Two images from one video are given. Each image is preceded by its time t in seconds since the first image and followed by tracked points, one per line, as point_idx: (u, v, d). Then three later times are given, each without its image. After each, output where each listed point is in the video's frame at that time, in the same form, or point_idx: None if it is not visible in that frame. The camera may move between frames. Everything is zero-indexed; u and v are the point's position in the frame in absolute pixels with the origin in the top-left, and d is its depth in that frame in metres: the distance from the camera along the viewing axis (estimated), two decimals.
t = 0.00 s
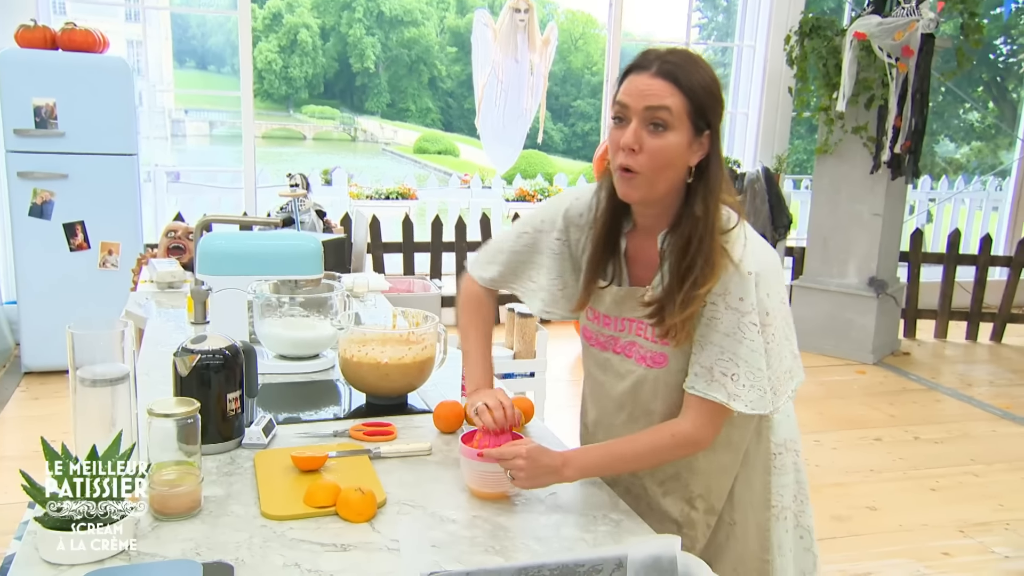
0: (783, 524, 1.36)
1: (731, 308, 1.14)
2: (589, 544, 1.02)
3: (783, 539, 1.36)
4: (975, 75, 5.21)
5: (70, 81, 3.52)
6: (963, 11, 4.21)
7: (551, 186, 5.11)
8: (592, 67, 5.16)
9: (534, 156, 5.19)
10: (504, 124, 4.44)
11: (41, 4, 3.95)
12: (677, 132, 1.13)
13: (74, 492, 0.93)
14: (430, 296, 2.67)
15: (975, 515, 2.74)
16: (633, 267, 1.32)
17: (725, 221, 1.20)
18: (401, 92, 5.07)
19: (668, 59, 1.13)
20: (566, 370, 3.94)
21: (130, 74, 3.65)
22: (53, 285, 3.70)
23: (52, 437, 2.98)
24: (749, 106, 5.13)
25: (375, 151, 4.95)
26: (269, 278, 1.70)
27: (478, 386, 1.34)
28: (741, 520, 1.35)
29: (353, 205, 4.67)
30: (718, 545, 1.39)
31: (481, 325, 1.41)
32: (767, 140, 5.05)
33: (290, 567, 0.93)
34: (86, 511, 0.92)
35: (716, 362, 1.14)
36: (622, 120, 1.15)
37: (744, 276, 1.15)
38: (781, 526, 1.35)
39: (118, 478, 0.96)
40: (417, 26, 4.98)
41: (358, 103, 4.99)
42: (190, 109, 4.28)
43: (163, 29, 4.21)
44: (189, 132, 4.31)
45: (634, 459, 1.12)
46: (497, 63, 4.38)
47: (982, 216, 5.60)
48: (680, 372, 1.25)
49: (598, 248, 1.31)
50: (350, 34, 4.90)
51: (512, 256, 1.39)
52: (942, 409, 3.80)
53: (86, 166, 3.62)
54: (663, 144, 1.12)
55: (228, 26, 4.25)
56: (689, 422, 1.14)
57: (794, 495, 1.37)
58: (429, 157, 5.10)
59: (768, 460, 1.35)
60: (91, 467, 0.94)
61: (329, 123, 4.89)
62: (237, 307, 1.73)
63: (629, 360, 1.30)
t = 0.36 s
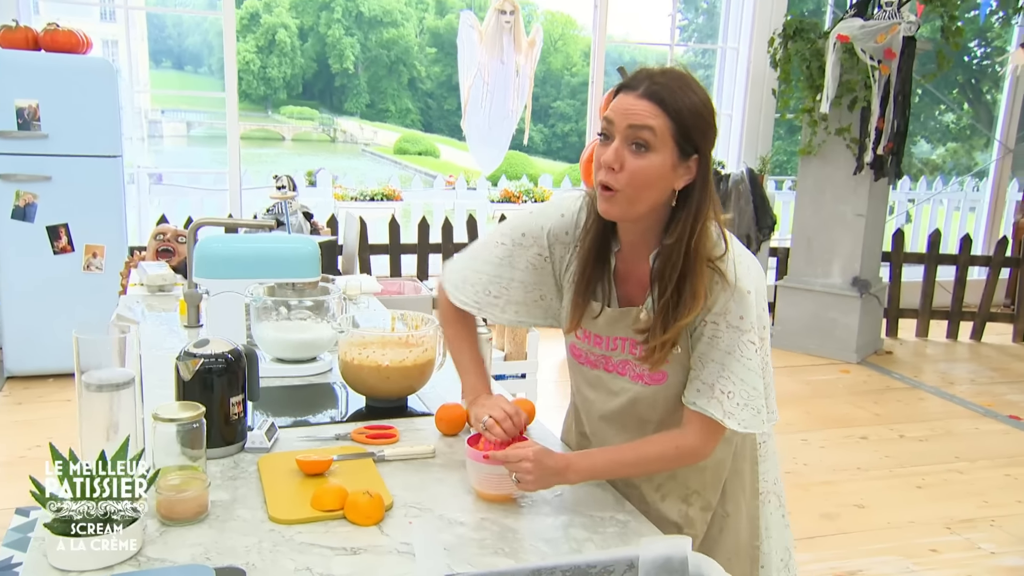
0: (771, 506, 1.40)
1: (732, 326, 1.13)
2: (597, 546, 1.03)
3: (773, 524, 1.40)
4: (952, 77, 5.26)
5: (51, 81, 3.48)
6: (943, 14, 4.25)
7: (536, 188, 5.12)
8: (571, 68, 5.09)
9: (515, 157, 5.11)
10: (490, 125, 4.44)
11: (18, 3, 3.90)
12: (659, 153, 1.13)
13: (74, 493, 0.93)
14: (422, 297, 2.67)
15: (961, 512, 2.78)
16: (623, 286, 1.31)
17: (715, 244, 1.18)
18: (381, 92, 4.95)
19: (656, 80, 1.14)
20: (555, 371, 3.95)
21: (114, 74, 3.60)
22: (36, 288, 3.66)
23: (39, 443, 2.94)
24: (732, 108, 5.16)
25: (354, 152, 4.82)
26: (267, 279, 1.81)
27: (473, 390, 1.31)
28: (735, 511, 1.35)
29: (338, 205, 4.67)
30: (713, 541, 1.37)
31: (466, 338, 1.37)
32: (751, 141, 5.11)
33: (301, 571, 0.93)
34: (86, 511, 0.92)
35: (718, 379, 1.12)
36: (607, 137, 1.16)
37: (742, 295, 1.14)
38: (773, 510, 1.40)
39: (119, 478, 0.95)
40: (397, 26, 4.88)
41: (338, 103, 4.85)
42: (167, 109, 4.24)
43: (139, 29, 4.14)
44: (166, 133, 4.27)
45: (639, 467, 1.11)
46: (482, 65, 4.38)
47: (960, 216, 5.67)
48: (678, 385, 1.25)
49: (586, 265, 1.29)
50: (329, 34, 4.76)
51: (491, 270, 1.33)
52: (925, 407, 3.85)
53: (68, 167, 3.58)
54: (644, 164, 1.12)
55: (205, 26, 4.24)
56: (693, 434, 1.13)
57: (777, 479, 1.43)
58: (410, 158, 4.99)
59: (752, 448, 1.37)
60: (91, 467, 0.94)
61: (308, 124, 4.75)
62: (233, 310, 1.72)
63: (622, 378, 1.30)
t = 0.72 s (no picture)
0: (761, 521, 1.41)
1: (753, 332, 1.16)
2: (613, 547, 1.05)
3: (761, 539, 1.41)
4: (936, 84, 5.39)
5: (43, 81, 3.45)
6: (933, 21, 4.27)
7: (527, 191, 5.04)
8: (558, 71, 4.99)
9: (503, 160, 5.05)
10: (484, 128, 4.45)
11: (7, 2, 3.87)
12: (669, 156, 1.16)
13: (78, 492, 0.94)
14: (420, 300, 2.67)
15: (954, 514, 2.81)
16: (643, 280, 1.34)
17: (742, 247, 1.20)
18: (368, 94, 4.71)
19: (669, 84, 1.16)
20: (550, 373, 3.96)
21: (109, 75, 3.59)
22: (28, 289, 3.63)
23: (31, 445, 2.91)
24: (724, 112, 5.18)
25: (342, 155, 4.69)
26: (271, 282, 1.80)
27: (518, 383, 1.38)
28: (730, 524, 1.35)
29: (330, 208, 4.61)
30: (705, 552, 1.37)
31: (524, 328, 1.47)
32: (742, 147, 5.15)
33: (322, 572, 0.95)
34: (85, 511, 0.93)
35: (737, 386, 1.16)
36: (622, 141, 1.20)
37: (764, 300, 1.16)
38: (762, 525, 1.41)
39: (119, 478, 0.95)
40: (384, 28, 4.64)
41: (324, 104, 4.63)
42: (151, 110, 4.23)
43: (128, 30, 4.15)
44: (150, 134, 4.25)
45: (655, 468, 1.17)
46: (477, 68, 4.39)
47: (946, 221, 5.71)
48: (687, 386, 1.27)
49: (612, 255, 1.33)
50: (316, 35, 4.53)
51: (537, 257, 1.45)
52: (915, 410, 3.89)
53: (59, 168, 3.55)
54: (653, 167, 1.16)
55: (191, 26, 4.20)
56: (709, 437, 1.18)
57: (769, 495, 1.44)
58: (397, 160, 4.81)
59: (752, 460, 1.38)
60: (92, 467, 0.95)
61: (294, 125, 4.58)
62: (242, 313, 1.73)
63: (632, 371, 1.32)
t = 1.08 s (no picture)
0: (772, 496, 1.43)
1: (748, 339, 1.17)
2: (617, 538, 1.06)
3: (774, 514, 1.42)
4: (923, 77, 5.39)
5: (31, 84, 3.43)
6: (920, 13, 4.28)
7: (519, 188, 5.09)
8: (546, 69, 4.94)
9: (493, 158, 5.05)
10: (474, 126, 4.44)
11: None
12: (651, 179, 1.15)
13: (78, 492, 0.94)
14: (415, 297, 2.67)
15: (949, 502, 2.83)
16: (634, 299, 1.35)
17: (714, 255, 1.21)
18: (355, 93, 4.68)
19: (644, 106, 1.16)
20: (544, 369, 3.96)
21: (97, 76, 3.57)
22: (18, 294, 3.60)
23: (26, 449, 2.89)
24: (713, 108, 5.19)
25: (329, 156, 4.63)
26: (267, 284, 1.79)
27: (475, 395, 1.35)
28: (739, 505, 1.37)
29: (321, 208, 4.66)
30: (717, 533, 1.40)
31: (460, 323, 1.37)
32: (731, 142, 5.16)
33: (329, 568, 0.95)
34: (86, 511, 0.93)
35: (736, 392, 1.17)
36: (600, 167, 1.19)
37: (756, 307, 1.18)
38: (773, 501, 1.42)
39: (119, 479, 0.95)
40: (370, 27, 4.62)
41: (311, 105, 4.59)
42: (137, 112, 4.21)
43: (112, 31, 4.12)
44: (136, 136, 4.22)
45: (659, 464, 1.19)
46: (466, 65, 4.38)
47: (934, 213, 5.76)
48: (690, 394, 1.28)
49: (598, 280, 1.31)
50: (302, 35, 4.49)
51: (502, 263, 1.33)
52: (907, 400, 3.91)
53: (49, 171, 3.53)
54: (635, 192, 1.15)
55: (175, 27, 4.18)
56: (709, 436, 1.21)
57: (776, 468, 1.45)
58: (385, 160, 4.79)
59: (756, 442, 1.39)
60: (92, 468, 0.95)
61: (282, 126, 4.55)
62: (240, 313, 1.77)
63: (632, 388, 1.31)
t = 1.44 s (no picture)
0: (775, 516, 1.42)
1: (765, 326, 1.16)
2: (617, 536, 1.07)
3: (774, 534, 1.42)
4: (923, 77, 5.39)
5: (32, 79, 3.43)
6: (921, 13, 4.28)
7: (518, 185, 5.08)
8: (545, 66, 4.94)
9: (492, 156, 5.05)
10: (474, 124, 4.44)
11: None
12: (698, 148, 1.17)
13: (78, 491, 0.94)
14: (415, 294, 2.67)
15: (946, 502, 2.84)
16: (663, 272, 1.36)
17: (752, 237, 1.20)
18: (354, 90, 4.67)
19: (691, 76, 1.17)
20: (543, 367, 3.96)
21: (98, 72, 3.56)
22: (16, 289, 3.60)
23: (25, 445, 2.89)
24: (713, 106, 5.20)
25: (328, 152, 4.65)
26: (266, 279, 1.79)
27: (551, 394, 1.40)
28: (743, 522, 1.37)
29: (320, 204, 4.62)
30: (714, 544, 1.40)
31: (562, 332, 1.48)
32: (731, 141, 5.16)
33: (328, 565, 0.96)
34: (86, 511, 0.93)
35: (746, 378, 1.17)
36: (646, 137, 1.20)
37: (779, 294, 1.16)
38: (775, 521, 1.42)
39: (119, 478, 0.95)
40: (370, 24, 4.61)
41: (310, 101, 4.60)
42: (136, 108, 4.21)
43: (111, 27, 4.11)
44: (135, 132, 4.23)
45: (661, 462, 1.18)
46: (466, 62, 4.37)
47: (933, 213, 5.77)
48: (703, 378, 1.28)
49: (629, 251, 1.36)
50: (302, 32, 4.49)
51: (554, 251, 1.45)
52: (905, 400, 3.92)
53: (49, 166, 3.53)
54: (684, 161, 1.17)
55: (175, 23, 4.18)
56: (714, 428, 1.19)
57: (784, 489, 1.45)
58: (385, 157, 4.78)
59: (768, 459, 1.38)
60: (92, 468, 0.95)
61: (281, 122, 4.55)
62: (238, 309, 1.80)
63: (647, 363, 1.34)
